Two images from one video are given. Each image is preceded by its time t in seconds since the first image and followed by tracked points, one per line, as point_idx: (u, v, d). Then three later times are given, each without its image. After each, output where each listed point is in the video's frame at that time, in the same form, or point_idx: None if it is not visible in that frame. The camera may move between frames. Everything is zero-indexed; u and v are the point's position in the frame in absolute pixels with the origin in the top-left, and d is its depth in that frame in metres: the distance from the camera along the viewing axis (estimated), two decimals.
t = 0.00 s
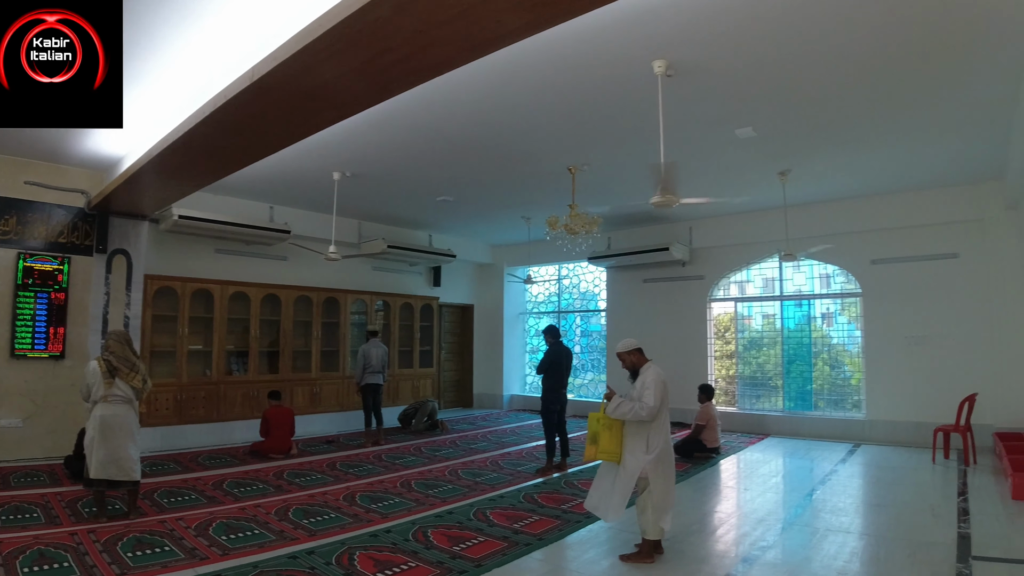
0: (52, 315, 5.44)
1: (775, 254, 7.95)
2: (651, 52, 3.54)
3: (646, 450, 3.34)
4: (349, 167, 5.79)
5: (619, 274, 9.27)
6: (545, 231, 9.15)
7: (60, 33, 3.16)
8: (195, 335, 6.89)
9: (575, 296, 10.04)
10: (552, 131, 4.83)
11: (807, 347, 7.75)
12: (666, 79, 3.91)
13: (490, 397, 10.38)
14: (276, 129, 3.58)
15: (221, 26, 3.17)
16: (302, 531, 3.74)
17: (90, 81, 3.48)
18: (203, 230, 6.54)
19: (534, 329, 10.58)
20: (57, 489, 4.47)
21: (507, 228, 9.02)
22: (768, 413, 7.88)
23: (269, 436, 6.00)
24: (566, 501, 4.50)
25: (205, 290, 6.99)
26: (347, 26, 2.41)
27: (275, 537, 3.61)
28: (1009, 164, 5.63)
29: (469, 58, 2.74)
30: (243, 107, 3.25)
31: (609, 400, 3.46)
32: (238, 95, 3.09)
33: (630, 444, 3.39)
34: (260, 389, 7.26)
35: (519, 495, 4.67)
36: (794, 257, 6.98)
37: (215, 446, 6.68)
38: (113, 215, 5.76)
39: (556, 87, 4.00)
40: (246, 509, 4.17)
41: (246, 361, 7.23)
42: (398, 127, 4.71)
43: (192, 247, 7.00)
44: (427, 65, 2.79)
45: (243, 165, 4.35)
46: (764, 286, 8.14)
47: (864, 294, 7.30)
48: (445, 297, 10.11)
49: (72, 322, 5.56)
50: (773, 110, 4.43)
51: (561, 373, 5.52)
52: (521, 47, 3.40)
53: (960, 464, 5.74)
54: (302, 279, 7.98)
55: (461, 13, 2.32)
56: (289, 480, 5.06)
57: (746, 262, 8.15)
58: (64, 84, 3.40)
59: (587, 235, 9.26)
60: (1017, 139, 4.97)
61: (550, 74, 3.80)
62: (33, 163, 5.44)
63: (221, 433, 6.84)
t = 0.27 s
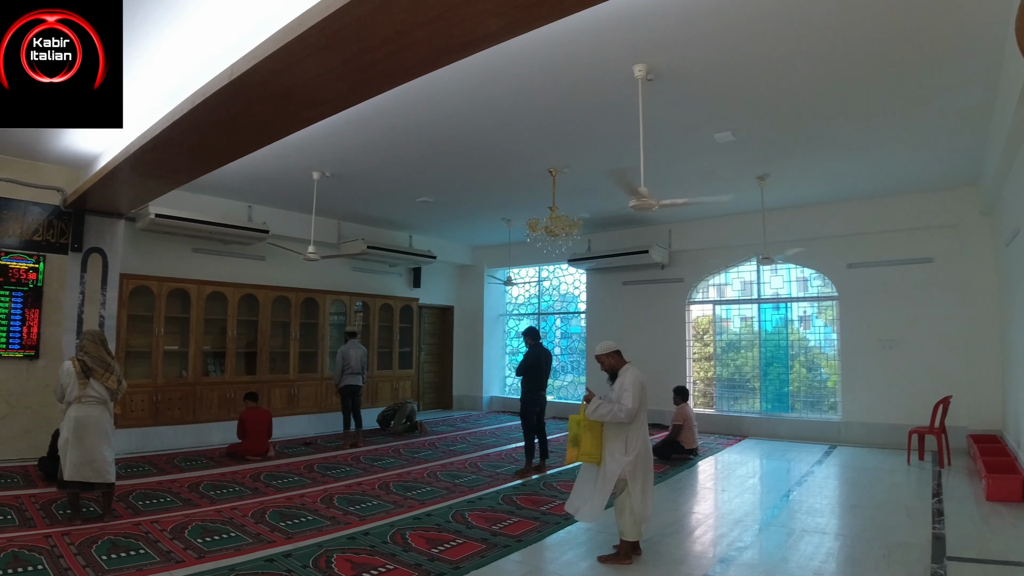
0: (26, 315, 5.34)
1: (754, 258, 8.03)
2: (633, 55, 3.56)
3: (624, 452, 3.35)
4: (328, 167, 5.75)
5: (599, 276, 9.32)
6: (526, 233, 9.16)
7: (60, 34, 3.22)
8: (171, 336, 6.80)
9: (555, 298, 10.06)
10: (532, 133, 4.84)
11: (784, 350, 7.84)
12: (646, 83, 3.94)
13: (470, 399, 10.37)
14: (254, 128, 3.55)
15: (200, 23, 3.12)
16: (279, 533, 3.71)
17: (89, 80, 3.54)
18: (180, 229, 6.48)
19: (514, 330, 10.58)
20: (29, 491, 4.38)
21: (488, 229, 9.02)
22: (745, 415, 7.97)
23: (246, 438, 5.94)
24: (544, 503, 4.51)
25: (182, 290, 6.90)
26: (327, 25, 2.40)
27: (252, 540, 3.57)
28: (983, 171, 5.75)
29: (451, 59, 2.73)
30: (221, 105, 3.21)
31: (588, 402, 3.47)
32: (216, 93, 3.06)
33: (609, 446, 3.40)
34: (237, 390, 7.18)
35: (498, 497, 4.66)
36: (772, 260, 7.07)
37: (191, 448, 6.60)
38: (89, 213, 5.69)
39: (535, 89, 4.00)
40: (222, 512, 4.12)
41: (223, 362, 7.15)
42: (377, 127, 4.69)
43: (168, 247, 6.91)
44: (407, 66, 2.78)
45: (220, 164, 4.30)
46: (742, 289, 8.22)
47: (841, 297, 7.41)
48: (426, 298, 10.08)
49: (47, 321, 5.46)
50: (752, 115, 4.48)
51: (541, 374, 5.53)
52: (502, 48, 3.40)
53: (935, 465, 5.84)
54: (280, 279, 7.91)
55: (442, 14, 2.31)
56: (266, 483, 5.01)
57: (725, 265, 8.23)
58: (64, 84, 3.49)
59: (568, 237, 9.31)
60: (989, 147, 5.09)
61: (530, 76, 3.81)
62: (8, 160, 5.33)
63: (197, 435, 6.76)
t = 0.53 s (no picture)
0: (6, 313, 5.23)
1: (737, 260, 8.10)
2: (617, 57, 3.57)
3: (609, 453, 3.36)
4: (313, 166, 5.72)
5: (584, 277, 9.35)
6: (510, 234, 9.17)
7: (61, 33, 3.07)
8: (153, 336, 6.73)
9: (540, 299, 10.08)
10: (517, 134, 4.84)
11: (767, 351, 7.91)
12: (632, 85, 3.95)
13: (455, 400, 10.36)
14: (237, 127, 3.52)
15: (183, 21, 3.09)
16: (262, 535, 3.68)
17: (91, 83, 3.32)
18: (163, 229, 6.43)
19: (499, 331, 10.59)
20: (7, 493, 4.31)
21: (473, 230, 9.02)
22: (728, 416, 8.02)
23: (229, 439, 5.89)
24: (529, 504, 4.50)
25: (164, 290, 6.83)
26: (313, 24, 2.39)
27: (234, 542, 3.54)
28: (963, 175, 5.83)
29: (437, 59, 2.73)
30: (205, 103, 3.19)
31: (573, 402, 3.46)
32: (200, 91, 3.04)
33: (594, 447, 3.41)
34: (219, 392, 7.11)
35: (483, 498, 4.65)
36: (754, 262, 7.13)
37: (172, 450, 6.54)
38: (71, 212, 5.64)
39: (520, 90, 4.01)
40: (204, 514, 4.08)
41: (206, 363, 7.08)
42: (360, 127, 4.68)
43: (151, 246, 6.83)
44: (393, 66, 2.78)
45: (203, 163, 4.26)
46: (726, 291, 8.29)
47: (824, 299, 7.48)
48: (411, 299, 10.06)
49: (27, 321, 5.37)
50: (736, 118, 4.51)
51: (525, 375, 5.53)
52: (489, 49, 3.40)
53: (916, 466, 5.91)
54: (263, 279, 7.85)
55: (428, 14, 2.31)
56: (249, 484, 4.97)
57: (709, 267, 8.29)
58: (64, 85, 3.29)
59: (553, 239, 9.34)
60: (970, 151, 5.16)
61: (514, 77, 3.81)
62: None
63: (179, 436, 6.69)
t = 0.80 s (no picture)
0: None
1: (723, 260, 8.15)
2: (605, 58, 3.58)
3: (595, 452, 3.38)
4: (300, 165, 5.69)
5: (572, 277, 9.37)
6: (498, 234, 9.18)
7: (60, 32, 2.77)
8: (138, 335, 6.67)
9: (528, 299, 10.09)
10: (504, 134, 4.84)
11: (753, 351, 7.95)
12: (620, 86, 3.96)
13: (442, 400, 10.34)
14: (223, 125, 3.50)
15: (169, 21, 3.06)
16: (247, 536, 3.65)
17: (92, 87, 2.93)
18: (148, 227, 6.38)
19: (487, 331, 10.59)
20: None
21: (461, 230, 9.01)
22: (715, 415, 8.06)
23: (214, 439, 5.85)
24: (516, 503, 4.50)
25: (149, 289, 6.77)
26: (299, 22, 2.38)
27: (219, 542, 3.51)
28: (948, 178, 5.90)
29: (424, 59, 2.73)
30: (190, 101, 3.16)
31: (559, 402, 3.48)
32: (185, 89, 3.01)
33: (581, 446, 3.42)
34: (205, 391, 7.05)
35: (470, 498, 4.65)
36: (740, 263, 7.18)
37: (157, 451, 6.49)
38: (56, 210, 5.59)
39: (507, 90, 4.01)
40: (189, 514, 4.05)
41: (191, 363, 7.02)
42: (347, 126, 4.66)
43: (135, 244, 6.79)
44: (379, 65, 2.77)
45: (188, 161, 4.23)
46: (713, 291, 8.33)
47: (809, 300, 7.55)
48: (398, 298, 10.03)
49: (10, 320, 5.29)
50: (723, 119, 4.54)
51: (512, 375, 5.53)
52: (476, 49, 3.39)
53: (901, 465, 5.98)
54: (249, 278, 7.81)
55: (415, 13, 2.31)
56: (234, 485, 4.93)
57: (696, 267, 8.34)
58: (65, 85, 2.90)
59: (540, 239, 9.36)
60: (954, 154, 5.23)
61: (502, 77, 3.81)
62: None
63: (163, 436, 6.64)
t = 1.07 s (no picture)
0: None
1: (711, 258, 8.19)
2: (593, 56, 3.58)
3: (583, 449, 3.37)
4: (287, 162, 5.67)
5: (560, 275, 9.39)
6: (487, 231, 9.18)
7: (60, 35, 2.56)
8: (124, 333, 6.62)
9: (517, 297, 10.10)
10: (492, 132, 4.84)
11: (740, 349, 7.99)
12: (608, 84, 3.97)
13: (431, 398, 10.33)
14: (209, 121, 3.47)
15: (153, 20, 3.03)
16: (235, 535, 3.64)
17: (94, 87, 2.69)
18: (134, 224, 6.32)
19: (475, 329, 10.59)
20: None
21: (450, 228, 9.01)
22: (703, 412, 8.10)
23: (202, 438, 5.81)
24: (505, 501, 4.51)
25: (135, 286, 6.71)
26: (287, 18, 2.37)
27: (206, 541, 3.50)
28: (934, 177, 5.95)
29: (412, 56, 2.73)
30: (176, 97, 3.13)
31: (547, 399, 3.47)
32: (171, 84, 2.99)
33: (568, 444, 3.42)
34: (192, 390, 7.00)
35: (459, 495, 4.65)
36: (728, 261, 7.22)
37: (143, 450, 6.44)
38: (41, 207, 5.53)
39: (495, 87, 4.01)
40: (176, 513, 4.03)
41: (178, 361, 6.97)
42: (333, 123, 4.64)
43: (122, 242, 6.76)
44: (367, 62, 2.76)
45: (175, 158, 4.20)
46: (701, 288, 8.36)
47: (796, 297, 7.60)
48: (387, 296, 10.01)
49: None
50: (711, 117, 4.55)
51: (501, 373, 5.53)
52: (464, 46, 3.39)
53: (887, 461, 6.03)
54: (236, 276, 7.78)
55: (402, 10, 2.31)
56: (222, 483, 4.91)
57: (684, 265, 8.37)
58: (65, 86, 2.64)
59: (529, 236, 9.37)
60: (940, 153, 5.27)
61: (490, 74, 3.80)
62: None
63: (150, 435, 6.59)
